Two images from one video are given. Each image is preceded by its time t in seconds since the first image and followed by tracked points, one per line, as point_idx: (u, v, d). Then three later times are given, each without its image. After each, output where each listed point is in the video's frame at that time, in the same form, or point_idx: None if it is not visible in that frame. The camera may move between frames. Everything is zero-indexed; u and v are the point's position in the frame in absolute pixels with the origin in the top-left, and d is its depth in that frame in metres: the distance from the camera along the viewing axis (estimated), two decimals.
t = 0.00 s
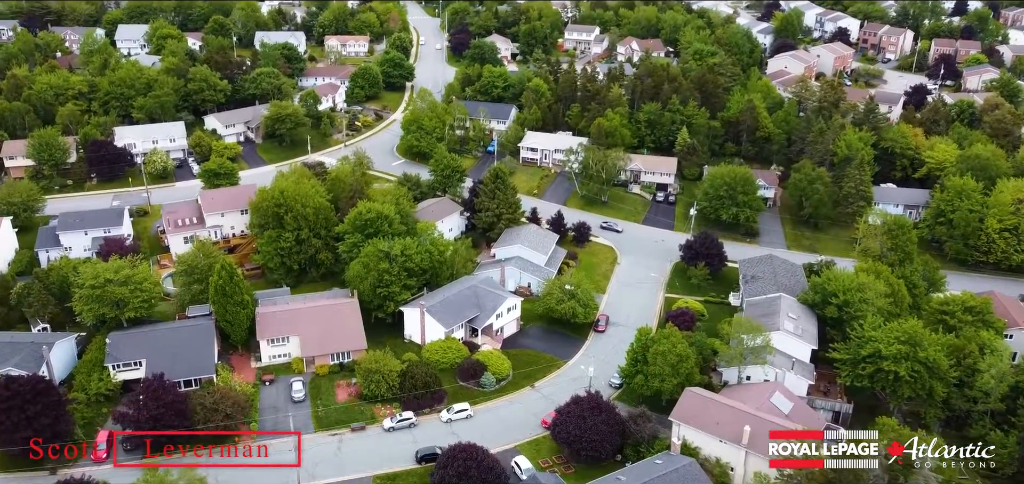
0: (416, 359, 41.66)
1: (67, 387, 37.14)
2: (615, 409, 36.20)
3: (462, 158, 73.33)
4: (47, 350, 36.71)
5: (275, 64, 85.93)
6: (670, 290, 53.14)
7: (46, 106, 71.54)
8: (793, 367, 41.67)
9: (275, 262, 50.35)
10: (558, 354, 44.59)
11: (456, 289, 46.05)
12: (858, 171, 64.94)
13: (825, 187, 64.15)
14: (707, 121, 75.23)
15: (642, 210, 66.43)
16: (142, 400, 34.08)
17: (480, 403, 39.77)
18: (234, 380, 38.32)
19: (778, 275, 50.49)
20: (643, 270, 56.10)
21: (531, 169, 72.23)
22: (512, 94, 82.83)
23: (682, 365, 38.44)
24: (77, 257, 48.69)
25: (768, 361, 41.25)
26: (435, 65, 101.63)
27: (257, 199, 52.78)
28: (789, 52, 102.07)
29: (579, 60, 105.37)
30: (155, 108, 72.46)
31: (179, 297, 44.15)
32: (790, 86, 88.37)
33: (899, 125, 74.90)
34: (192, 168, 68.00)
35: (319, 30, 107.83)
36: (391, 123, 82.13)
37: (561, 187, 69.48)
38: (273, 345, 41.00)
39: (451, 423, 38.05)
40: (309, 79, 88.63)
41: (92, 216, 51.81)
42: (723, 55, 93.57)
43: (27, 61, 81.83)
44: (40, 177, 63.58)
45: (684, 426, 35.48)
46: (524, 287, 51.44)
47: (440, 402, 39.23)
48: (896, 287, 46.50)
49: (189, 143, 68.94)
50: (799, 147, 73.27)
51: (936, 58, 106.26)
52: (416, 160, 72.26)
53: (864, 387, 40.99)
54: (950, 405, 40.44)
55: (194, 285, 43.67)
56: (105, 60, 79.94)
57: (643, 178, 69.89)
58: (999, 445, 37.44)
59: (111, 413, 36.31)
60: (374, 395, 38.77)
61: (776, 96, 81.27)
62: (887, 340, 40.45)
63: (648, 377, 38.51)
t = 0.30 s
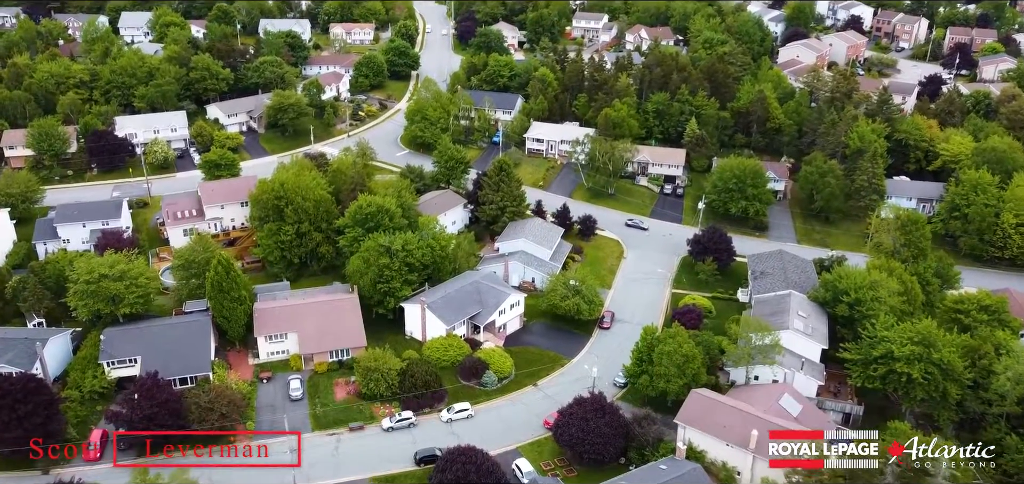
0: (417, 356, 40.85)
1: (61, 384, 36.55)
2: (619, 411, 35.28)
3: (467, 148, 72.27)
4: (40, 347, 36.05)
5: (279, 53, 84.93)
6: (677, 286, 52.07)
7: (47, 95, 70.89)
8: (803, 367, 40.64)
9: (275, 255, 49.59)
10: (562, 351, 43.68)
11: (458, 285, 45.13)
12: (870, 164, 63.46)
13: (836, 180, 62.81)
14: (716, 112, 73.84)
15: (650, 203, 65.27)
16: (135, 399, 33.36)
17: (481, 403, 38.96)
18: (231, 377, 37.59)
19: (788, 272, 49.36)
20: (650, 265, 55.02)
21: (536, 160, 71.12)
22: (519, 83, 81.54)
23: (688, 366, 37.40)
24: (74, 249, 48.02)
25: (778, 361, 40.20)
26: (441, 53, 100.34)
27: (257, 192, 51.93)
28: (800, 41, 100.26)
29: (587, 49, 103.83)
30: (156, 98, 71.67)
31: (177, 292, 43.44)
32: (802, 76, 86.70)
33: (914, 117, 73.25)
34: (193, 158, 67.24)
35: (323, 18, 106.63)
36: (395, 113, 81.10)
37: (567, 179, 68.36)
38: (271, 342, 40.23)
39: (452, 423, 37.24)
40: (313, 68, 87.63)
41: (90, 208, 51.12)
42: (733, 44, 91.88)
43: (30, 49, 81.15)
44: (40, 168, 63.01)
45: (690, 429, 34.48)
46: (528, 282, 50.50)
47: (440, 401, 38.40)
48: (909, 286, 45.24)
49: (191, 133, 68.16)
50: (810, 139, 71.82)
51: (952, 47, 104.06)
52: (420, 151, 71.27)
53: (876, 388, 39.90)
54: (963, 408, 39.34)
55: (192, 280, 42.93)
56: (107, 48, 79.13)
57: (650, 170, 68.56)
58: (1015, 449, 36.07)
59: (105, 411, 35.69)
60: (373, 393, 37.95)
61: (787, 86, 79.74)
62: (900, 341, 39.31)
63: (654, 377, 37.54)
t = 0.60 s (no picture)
0: (417, 354, 40.04)
1: (55, 381, 35.94)
2: (622, 413, 34.39)
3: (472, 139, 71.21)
4: (33, 343, 35.36)
5: (282, 41, 83.89)
6: (684, 282, 51.00)
7: (48, 84, 70.15)
8: (813, 367, 39.61)
9: (275, 249, 48.82)
10: (565, 349, 42.75)
11: (460, 280, 44.22)
12: (883, 156, 62.03)
13: (848, 173, 61.49)
14: (726, 102, 72.45)
15: (657, 195, 64.08)
16: (127, 399, 32.64)
17: (482, 403, 38.12)
18: (226, 376, 36.86)
19: (798, 268, 48.25)
20: (657, 260, 53.96)
21: (542, 151, 70.01)
22: (525, 73, 80.28)
23: (694, 367, 36.38)
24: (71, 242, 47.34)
25: (787, 361, 39.14)
26: (447, 41, 99.01)
27: (257, 184, 51.06)
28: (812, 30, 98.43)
29: (594, 37, 102.27)
30: (158, 87, 70.83)
31: (174, 287, 42.68)
32: (814, 65, 84.99)
33: (928, 108, 71.61)
34: (195, 148, 66.50)
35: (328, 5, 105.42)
36: (400, 102, 80.06)
37: (573, 170, 67.21)
38: (269, 339, 39.44)
39: (452, 424, 36.42)
40: (317, 56, 86.63)
41: (88, 200, 50.40)
42: (744, 32, 90.19)
43: (31, 37, 80.43)
44: (40, 158, 62.36)
45: (695, 432, 33.59)
46: (532, 277, 49.53)
47: (441, 401, 37.56)
48: (923, 284, 44.01)
49: (192, 123, 67.37)
50: (822, 130, 70.33)
51: (967, 36, 101.94)
52: (424, 141, 70.25)
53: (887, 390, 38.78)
54: (977, 410, 38.25)
55: (188, 275, 42.15)
56: (108, 36, 78.27)
57: (658, 161, 67.48)
58: None
59: (98, 410, 35.02)
60: (372, 393, 37.12)
61: (798, 76, 78.17)
62: (912, 342, 38.17)
63: (659, 378, 36.54)
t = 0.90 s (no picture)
0: (416, 353, 39.24)
1: (47, 379, 35.28)
2: (625, 416, 33.48)
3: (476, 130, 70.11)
4: (24, 340, 34.64)
5: (285, 29, 82.79)
6: (691, 278, 49.96)
7: (48, 73, 69.43)
8: (822, 369, 38.58)
9: (274, 243, 48.03)
10: (568, 348, 41.86)
11: (461, 277, 43.31)
12: (896, 149, 60.58)
13: (860, 166, 60.11)
14: (735, 93, 71.00)
15: (664, 188, 62.93)
16: (119, 399, 31.91)
17: (482, 403, 37.30)
18: (222, 375, 36.15)
19: (808, 265, 47.09)
20: (663, 256, 52.91)
21: (547, 143, 68.87)
22: (531, 62, 79.00)
23: (700, 369, 35.36)
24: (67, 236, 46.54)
25: (795, 362, 38.12)
26: (452, 29, 97.69)
27: (256, 176, 50.22)
28: (824, 18, 96.53)
29: (602, 26, 100.74)
30: (158, 76, 70.01)
31: (170, 283, 41.95)
32: (826, 55, 83.30)
33: (942, 99, 69.99)
34: (195, 138, 65.74)
35: None
36: (404, 91, 79.00)
37: (578, 162, 66.08)
38: (265, 336, 38.70)
39: (451, 425, 35.61)
40: (320, 45, 85.57)
41: (85, 192, 49.59)
42: (755, 21, 88.49)
43: (32, 24, 79.64)
44: (39, 148, 61.67)
45: (699, 437, 32.66)
46: (535, 273, 48.58)
47: (440, 402, 36.74)
48: (937, 282, 42.78)
49: (193, 113, 66.57)
50: (834, 122, 68.86)
51: (983, 25, 99.83)
52: (428, 132, 69.23)
53: (898, 393, 37.70)
54: (992, 414, 37.10)
55: (184, 270, 41.39)
56: (109, 24, 77.41)
57: (665, 152, 66.32)
58: None
59: (91, 409, 34.36)
60: (369, 393, 36.34)
61: (809, 66, 76.58)
62: (925, 343, 37.05)
63: (663, 380, 35.59)
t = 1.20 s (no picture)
0: (416, 351, 38.44)
1: (39, 378, 34.69)
2: (628, 420, 32.62)
3: (480, 121, 68.98)
4: (15, 336, 33.89)
5: (287, 17, 81.64)
6: (697, 274, 48.92)
7: (48, 61, 68.66)
8: (831, 371, 37.60)
9: (273, 237, 47.24)
10: (571, 347, 40.96)
11: (461, 273, 42.40)
12: (910, 142, 59.11)
13: (872, 159, 58.72)
14: (745, 83, 69.54)
15: (671, 181, 61.76)
16: (110, 399, 31.22)
17: (482, 404, 36.46)
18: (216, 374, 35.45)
19: (817, 262, 45.96)
20: (669, 251, 51.86)
21: (552, 134, 67.72)
22: (537, 51, 77.65)
23: (706, 371, 34.37)
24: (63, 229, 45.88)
25: (804, 365, 37.11)
26: (458, 17, 96.28)
27: (255, 168, 49.34)
28: (837, 7, 94.62)
29: (610, 14, 99.11)
30: (159, 65, 69.10)
31: (165, 278, 41.21)
32: (838, 44, 81.63)
33: (957, 91, 68.32)
34: (195, 128, 64.90)
35: None
36: (408, 81, 77.89)
37: (584, 154, 64.95)
38: (262, 334, 37.97)
39: (450, 427, 34.84)
40: (324, 33, 84.43)
41: (82, 184, 48.88)
42: (766, 9, 86.76)
43: (33, 12, 78.80)
44: (38, 137, 61.00)
45: (704, 443, 31.74)
46: (538, 268, 47.59)
47: (439, 402, 35.92)
48: (951, 282, 41.61)
49: (193, 102, 65.70)
50: (846, 114, 67.38)
51: (1000, 14, 97.63)
52: (431, 122, 68.18)
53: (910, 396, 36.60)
54: (1007, 418, 35.81)
55: (180, 265, 40.59)
56: (110, 11, 76.49)
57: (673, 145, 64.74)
58: None
59: (83, 408, 33.72)
60: (367, 393, 35.57)
61: (821, 56, 75.04)
62: (938, 346, 35.96)
63: (668, 382, 34.66)
